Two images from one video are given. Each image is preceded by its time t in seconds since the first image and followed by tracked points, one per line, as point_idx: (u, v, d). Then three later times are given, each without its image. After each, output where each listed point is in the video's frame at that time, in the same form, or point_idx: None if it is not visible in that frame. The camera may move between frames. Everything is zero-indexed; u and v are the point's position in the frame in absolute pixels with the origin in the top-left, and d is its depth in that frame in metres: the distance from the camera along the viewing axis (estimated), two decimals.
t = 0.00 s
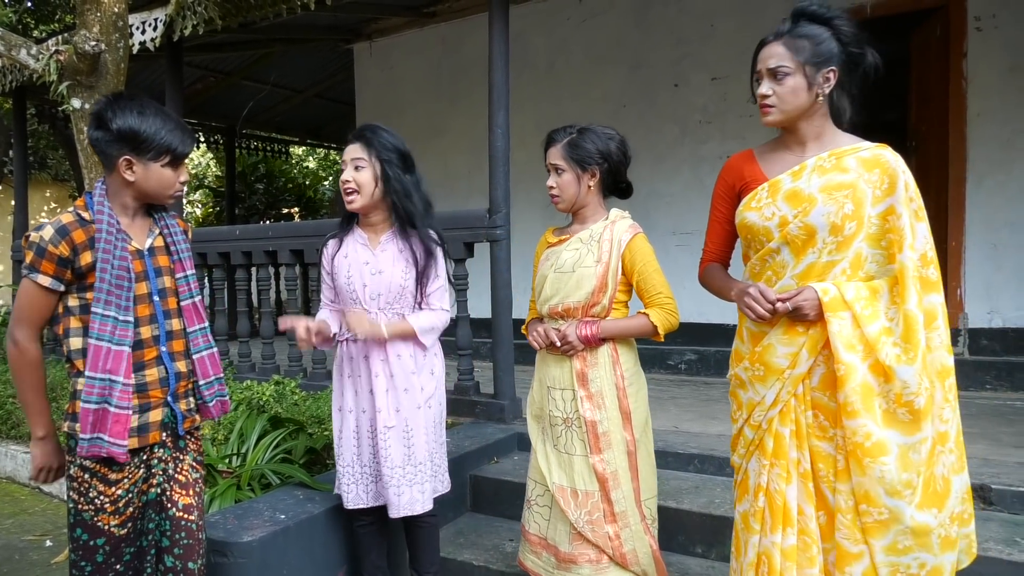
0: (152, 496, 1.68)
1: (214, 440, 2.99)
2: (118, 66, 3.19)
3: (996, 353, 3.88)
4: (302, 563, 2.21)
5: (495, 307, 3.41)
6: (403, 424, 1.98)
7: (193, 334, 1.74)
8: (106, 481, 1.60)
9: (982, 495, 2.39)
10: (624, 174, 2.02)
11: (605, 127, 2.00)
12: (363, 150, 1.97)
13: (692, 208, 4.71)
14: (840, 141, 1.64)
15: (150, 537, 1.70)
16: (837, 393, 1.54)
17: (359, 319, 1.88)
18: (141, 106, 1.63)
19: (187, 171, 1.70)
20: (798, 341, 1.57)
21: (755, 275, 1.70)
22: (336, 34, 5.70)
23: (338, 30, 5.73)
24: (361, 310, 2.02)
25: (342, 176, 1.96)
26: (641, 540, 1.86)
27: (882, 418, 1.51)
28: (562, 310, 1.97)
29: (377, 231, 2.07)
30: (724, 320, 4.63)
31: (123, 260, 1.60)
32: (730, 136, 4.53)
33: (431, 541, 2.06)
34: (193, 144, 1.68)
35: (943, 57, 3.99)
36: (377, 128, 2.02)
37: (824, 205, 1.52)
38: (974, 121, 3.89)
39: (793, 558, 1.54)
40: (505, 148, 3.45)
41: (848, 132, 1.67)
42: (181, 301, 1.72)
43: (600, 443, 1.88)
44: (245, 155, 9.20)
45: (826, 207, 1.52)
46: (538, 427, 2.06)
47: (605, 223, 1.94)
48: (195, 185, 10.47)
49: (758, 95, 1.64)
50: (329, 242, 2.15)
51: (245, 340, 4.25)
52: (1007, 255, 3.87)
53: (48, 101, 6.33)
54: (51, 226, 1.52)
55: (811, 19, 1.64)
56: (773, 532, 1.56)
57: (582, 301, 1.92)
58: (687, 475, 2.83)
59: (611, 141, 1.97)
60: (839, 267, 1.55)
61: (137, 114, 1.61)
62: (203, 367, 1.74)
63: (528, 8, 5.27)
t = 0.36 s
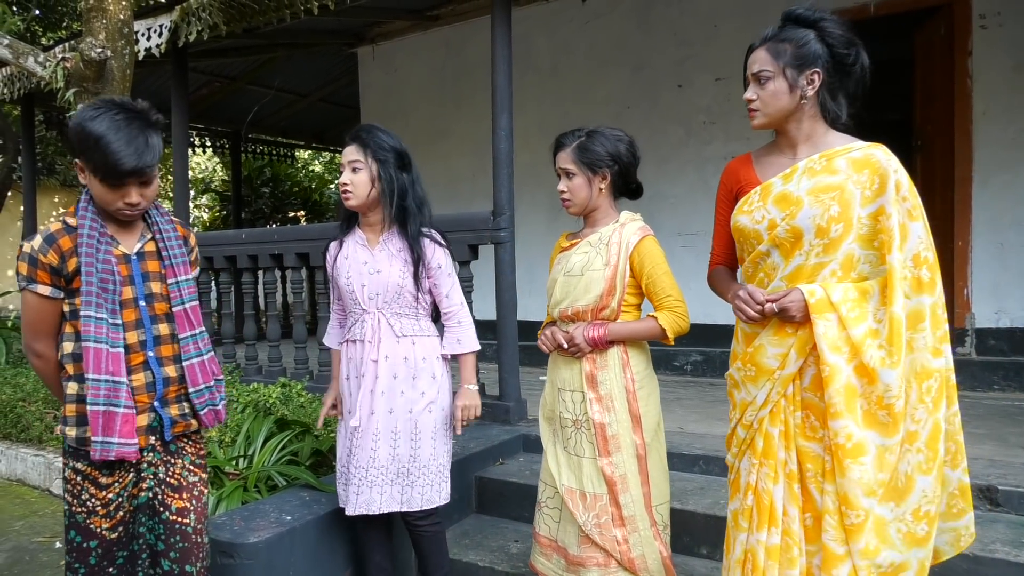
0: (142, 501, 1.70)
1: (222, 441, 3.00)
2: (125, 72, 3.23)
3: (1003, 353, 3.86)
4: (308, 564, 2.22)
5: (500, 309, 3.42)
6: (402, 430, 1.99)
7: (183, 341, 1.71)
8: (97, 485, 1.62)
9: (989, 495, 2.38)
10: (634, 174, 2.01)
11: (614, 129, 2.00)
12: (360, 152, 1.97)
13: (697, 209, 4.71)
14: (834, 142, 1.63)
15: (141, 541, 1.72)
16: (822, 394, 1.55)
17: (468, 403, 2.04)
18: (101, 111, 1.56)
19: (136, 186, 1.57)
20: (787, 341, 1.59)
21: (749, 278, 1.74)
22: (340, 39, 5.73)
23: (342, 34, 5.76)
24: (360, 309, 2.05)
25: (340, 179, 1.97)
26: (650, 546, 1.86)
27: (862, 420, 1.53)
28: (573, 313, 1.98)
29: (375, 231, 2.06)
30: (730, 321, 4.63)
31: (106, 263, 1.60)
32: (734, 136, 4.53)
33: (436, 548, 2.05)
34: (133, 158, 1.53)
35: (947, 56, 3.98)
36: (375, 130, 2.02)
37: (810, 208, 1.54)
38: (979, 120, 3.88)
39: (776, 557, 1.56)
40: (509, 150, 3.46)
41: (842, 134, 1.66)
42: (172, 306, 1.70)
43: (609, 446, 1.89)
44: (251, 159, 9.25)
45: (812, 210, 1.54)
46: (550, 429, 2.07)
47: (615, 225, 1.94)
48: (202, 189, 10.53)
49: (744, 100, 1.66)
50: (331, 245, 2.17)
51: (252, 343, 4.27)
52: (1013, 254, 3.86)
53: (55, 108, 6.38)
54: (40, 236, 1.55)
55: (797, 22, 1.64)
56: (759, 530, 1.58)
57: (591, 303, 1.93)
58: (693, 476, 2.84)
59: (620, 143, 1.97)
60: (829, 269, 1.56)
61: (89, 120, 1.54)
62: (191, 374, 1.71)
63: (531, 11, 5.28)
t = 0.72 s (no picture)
0: (135, 501, 1.68)
1: (226, 442, 3.02)
2: (129, 75, 3.23)
3: (1008, 352, 3.84)
4: (310, 564, 2.23)
5: (503, 310, 3.43)
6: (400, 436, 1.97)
7: (184, 344, 1.69)
8: (98, 482, 1.65)
9: (992, 495, 2.37)
10: (633, 176, 2.01)
11: (613, 131, 2.00)
12: (362, 151, 1.96)
13: (700, 209, 4.71)
14: (838, 138, 1.60)
15: (128, 542, 1.70)
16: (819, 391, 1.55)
17: (419, 405, 1.87)
18: (110, 116, 1.56)
19: (146, 191, 1.58)
20: (786, 340, 1.60)
21: (754, 277, 1.74)
22: (343, 40, 5.75)
23: (346, 35, 5.77)
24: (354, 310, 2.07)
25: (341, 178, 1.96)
26: (646, 545, 1.86)
27: (858, 418, 1.53)
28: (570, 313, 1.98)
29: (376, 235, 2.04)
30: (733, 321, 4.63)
31: (106, 266, 1.61)
32: (738, 136, 4.52)
33: (452, 552, 2.05)
34: (141, 164, 1.54)
35: (951, 55, 3.96)
36: (387, 132, 2.00)
37: (807, 205, 1.55)
38: (984, 119, 3.86)
39: (774, 556, 1.56)
40: (511, 151, 3.46)
41: (845, 130, 1.63)
42: (174, 309, 1.69)
43: (605, 444, 1.89)
44: (256, 160, 9.28)
45: (808, 208, 1.55)
46: (545, 428, 2.07)
47: (615, 227, 1.94)
48: (208, 190, 10.56)
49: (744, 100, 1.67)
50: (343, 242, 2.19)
51: (256, 343, 4.28)
52: (1018, 253, 3.84)
53: (62, 110, 6.41)
54: (50, 239, 1.61)
55: (797, 20, 1.63)
56: (757, 528, 1.59)
57: (589, 303, 1.93)
58: (695, 476, 2.83)
59: (619, 145, 1.97)
60: (827, 266, 1.56)
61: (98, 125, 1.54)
62: (184, 378, 1.69)
63: (534, 11, 5.28)
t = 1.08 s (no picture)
0: (141, 503, 1.69)
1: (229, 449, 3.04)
2: (135, 82, 3.26)
3: (1012, 360, 3.82)
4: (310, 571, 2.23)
5: (505, 317, 3.43)
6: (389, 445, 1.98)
7: (200, 346, 1.69)
8: (97, 479, 1.66)
9: (995, 505, 2.36)
10: (623, 184, 2.03)
11: (605, 139, 2.01)
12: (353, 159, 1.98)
13: (703, 216, 4.71)
14: (836, 146, 1.61)
15: (139, 544, 1.70)
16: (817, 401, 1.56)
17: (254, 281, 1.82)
18: (97, 123, 1.57)
19: (154, 186, 1.60)
20: (785, 350, 1.61)
21: (757, 287, 1.74)
22: (348, 47, 5.78)
23: (351, 42, 5.81)
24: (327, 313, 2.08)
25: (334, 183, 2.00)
26: (636, 545, 1.87)
27: (858, 428, 1.53)
28: (560, 319, 1.97)
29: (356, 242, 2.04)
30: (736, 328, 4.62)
31: (107, 268, 1.63)
32: (740, 143, 4.52)
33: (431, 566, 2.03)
34: (143, 156, 1.56)
35: (954, 62, 3.96)
36: (387, 140, 2.01)
37: (804, 215, 1.55)
38: (987, 126, 3.86)
39: (778, 564, 1.57)
40: (514, 158, 3.47)
41: (846, 138, 1.63)
42: (185, 312, 1.68)
43: (596, 449, 1.88)
44: (262, 166, 9.32)
45: (806, 218, 1.55)
46: (535, 434, 2.05)
47: (605, 234, 1.95)
48: (213, 196, 10.62)
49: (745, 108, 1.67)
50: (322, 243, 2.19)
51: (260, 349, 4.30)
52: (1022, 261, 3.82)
53: (69, 116, 6.46)
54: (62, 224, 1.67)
55: (797, 28, 1.64)
56: (761, 537, 1.59)
57: (580, 310, 1.92)
58: (696, 484, 2.83)
59: (611, 153, 1.97)
60: (825, 276, 1.56)
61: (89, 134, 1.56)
62: (208, 379, 1.70)
63: (538, 18, 5.31)
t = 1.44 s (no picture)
0: (126, 518, 1.58)
1: (235, 450, 3.06)
2: (145, 85, 3.29)
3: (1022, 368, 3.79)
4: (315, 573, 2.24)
5: (512, 321, 3.43)
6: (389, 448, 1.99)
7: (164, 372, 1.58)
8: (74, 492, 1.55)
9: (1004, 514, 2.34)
10: (619, 191, 2.03)
11: (604, 146, 2.01)
12: (360, 162, 1.99)
13: (711, 222, 4.70)
14: (847, 151, 1.62)
15: (118, 560, 1.57)
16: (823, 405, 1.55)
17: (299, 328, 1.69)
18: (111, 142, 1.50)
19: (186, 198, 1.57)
20: (794, 355, 1.60)
21: (766, 292, 1.74)
22: (357, 51, 5.81)
23: (360, 47, 5.84)
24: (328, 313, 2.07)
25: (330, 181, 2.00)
26: (635, 547, 1.87)
27: (865, 435, 1.52)
28: (560, 322, 1.96)
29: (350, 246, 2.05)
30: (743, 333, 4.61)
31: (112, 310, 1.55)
32: (748, 148, 4.52)
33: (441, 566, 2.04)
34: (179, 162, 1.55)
35: (964, 69, 3.95)
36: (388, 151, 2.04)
37: (814, 219, 1.55)
38: (997, 133, 3.84)
39: (787, 569, 1.56)
40: (522, 162, 3.48)
41: (859, 143, 1.63)
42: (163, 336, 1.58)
43: (596, 452, 1.87)
44: (270, 169, 9.36)
45: (815, 222, 1.55)
46: (533, 438, 2.05)
47: (603, 238, 1.95)
48: (222, 199, 10.67)
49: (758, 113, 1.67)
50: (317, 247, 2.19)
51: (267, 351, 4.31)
52: None
53: (80, 119, 6.50)
54: (55, 241, 1.57)
55: (811, 34, 1.65)
56: (770, 541, 1.59)
57: (580, 313, 1.92)
58: (702, 489, 2.82)
59: (610, 160, 1.98)
60: (834, 281, 1.56)
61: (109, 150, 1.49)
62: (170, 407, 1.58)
63: (546, 23, 5.32)
